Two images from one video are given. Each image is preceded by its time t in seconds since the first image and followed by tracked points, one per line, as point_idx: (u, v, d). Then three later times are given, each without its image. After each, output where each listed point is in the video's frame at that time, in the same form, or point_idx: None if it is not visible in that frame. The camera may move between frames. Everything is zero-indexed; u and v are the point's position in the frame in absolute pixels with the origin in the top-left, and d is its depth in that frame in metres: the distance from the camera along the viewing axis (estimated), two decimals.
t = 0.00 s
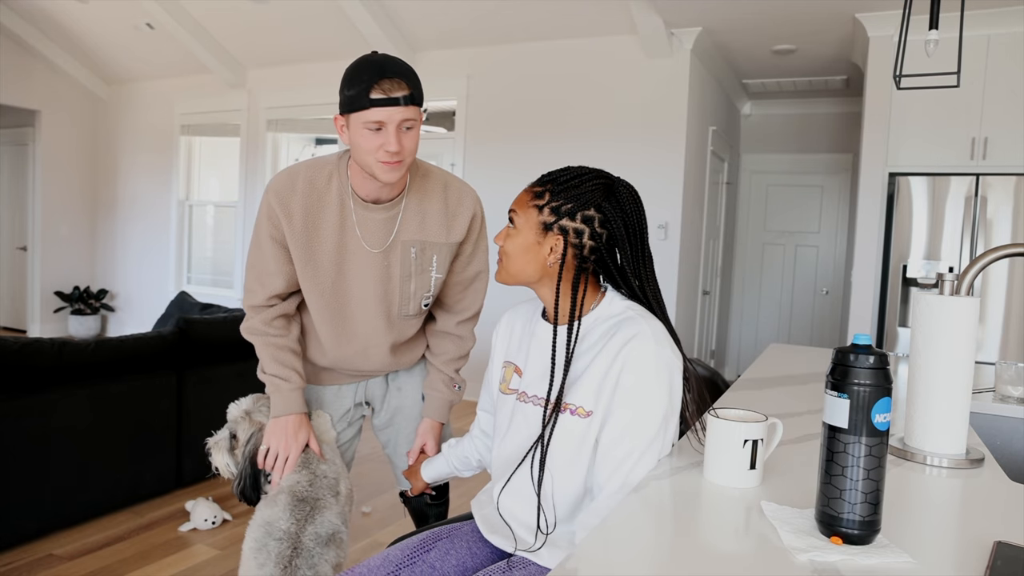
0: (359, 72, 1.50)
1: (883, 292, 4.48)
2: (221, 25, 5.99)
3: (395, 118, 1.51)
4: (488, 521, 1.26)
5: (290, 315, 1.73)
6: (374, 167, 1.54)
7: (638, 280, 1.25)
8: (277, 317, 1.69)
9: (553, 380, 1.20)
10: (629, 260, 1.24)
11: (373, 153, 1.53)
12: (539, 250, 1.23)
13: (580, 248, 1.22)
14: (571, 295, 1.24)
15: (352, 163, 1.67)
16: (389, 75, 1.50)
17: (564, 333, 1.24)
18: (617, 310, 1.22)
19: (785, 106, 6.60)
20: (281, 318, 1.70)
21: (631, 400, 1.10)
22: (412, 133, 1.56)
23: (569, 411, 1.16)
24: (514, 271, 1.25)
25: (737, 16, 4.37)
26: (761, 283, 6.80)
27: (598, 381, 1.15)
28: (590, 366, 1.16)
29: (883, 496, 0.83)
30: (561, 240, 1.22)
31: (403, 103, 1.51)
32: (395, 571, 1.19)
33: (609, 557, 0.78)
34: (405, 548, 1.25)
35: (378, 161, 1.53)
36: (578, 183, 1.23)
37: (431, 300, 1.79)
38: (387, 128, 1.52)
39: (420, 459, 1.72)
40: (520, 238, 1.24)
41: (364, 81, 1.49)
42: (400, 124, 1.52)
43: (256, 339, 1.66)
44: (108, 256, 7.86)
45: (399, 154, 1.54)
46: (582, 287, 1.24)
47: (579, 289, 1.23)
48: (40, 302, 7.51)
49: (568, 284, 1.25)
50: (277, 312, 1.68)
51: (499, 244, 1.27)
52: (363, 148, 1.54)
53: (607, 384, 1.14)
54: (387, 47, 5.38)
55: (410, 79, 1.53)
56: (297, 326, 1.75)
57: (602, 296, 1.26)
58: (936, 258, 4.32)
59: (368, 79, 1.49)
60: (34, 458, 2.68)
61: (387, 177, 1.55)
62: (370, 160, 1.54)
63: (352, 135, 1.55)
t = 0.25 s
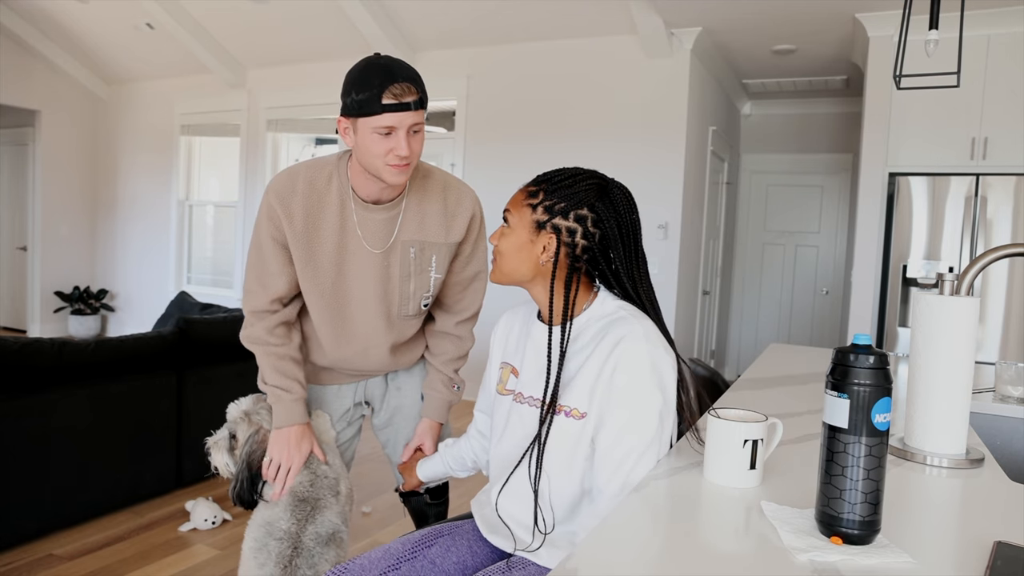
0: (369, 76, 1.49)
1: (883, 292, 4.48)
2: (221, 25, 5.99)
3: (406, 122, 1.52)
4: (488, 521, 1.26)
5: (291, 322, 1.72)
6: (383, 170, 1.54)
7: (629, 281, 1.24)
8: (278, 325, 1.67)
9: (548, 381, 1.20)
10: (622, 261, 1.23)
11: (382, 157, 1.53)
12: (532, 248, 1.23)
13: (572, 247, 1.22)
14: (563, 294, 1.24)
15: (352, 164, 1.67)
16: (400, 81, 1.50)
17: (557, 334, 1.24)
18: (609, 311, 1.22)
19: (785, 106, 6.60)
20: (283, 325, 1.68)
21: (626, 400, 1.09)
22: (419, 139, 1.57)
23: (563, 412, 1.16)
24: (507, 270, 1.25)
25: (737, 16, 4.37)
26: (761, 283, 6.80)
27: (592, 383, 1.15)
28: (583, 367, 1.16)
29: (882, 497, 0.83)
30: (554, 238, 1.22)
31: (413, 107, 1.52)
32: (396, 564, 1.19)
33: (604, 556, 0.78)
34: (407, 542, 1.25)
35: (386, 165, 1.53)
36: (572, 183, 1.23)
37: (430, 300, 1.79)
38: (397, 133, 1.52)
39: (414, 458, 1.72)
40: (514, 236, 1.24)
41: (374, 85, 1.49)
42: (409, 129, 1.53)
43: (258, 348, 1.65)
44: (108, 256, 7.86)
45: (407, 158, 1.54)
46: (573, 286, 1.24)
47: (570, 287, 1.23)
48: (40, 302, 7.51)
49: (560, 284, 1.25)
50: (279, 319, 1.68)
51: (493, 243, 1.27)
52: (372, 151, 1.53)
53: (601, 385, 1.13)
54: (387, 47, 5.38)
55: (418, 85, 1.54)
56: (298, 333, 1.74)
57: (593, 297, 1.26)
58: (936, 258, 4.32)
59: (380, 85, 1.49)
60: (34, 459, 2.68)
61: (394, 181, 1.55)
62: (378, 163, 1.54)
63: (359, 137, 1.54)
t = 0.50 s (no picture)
0: (370, 78, 1.49)
1: (883, 292, 4.48)
2: (221, 25, 5.99)
3: (405, 127, 1.51)
4: (488, 521, 1.26)
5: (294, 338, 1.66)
6: (381, 174, 1.54)
7: (623, 279, 1.24)
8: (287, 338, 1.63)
9: (542, 381, 1.20)
10: (616, 260, 1.24)
11: (382, 161, 1.53)
12: (527, 246, 1.23)
13: (567, 245, 1.22)
14: (556, 293, 1.24)
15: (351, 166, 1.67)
16: (400, 85, 1.49)
17: (551, 335, 1.24)
18: (604, 310, 1.22)
19: (785, 106, 6.60)
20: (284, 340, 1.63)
21: (622, 400, 1.08)
22: (418, 142, 1.57)
23: (559, 414, 1.16)
24: (502, 269, 1.25)
25: (737, 16, 4.37)
26: (761, 283, 6.80)
27: (586, 385, 1.15)
28: (578, 368, 1.16)
29: (883, 496, 0.83)
30: (548, 236, 1.22)
31: (413, 112, 1.52)
32: (395, 567, 1.19)
33: (603, 556, 0.78)
34: (406, 545, 1.25)
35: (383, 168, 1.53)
36: (566, 182, 1.23)
37: (428, 300, 1.79)
38: (397, 137, 1.52)
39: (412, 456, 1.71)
40: (510, 235, 1.24)
41: (375, 89, 1.48)
42: (409, 133, 1.53)
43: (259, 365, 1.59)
44: (108, 256, 7.86)
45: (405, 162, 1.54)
46: (567, 285, 1.24)
47: (563, 286, 1.23)
48: (40, 302, 7.51)
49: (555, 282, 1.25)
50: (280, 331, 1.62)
51: (489, 243, 1.28)
52: (371, 155, 1.53)
53: (595, 387, 1.13)
54: (387, 47, 5.38)
55: (419, 90, 1.54)
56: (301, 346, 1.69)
57: (588, 296, 1.26)
58: (936, 258, 4.32)
59: (379, 88, 1.48)
60: (34, 458, 2.68)
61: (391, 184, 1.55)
62: (377, 167, 1.54)
63: (359, 140, 1.54)
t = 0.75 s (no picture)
0: (374, 90, 1.48)
1: (883, 292, 4.47)
2: (221, 25, 5.99)
3: (407, 140, 1.51)
4: (487, 521, 1.26)
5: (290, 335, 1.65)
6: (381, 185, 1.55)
7: (622, 279, 1.24)
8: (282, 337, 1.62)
9: (541, 382, 1.20)
10: (615, 260, 1.23)
11: (382, 172, 1.54)
12: (525, 246, 1.24)
13: (564, 245, 1.22)
14: (555, 292, 1.24)
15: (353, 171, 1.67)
16: (404, 100, 1.48)
17: (551, 334, 1.24)
18: (603, 310, 1.22)
19: (785, 106, 6.60)
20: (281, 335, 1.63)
21: (620, 401, 1.08)
22: (420, 155, 1.56)
23: (558, 415, 1.16)
24: (501, 270, 1.26)
25: (737, 16, 4.37)
26: (761, 283, 6.79)
27: (585, 385, 1.15)
28: (576, 369, 1.16)
29: (883, 496, 0.83)
30: (546, 236, 1.22)
31: (415, 126, 1.50)
32: (395, 570, 1.19)
33: (602, 556, 0.78)
34: (406, 547, 1.25)
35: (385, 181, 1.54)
36: (563, 181, 1.23)
37: (428, 304, 1.80)
38: (398, 151, 1.51)
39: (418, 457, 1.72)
40: (508, 238, 1.25)
41: (379, 102, 1.47)
42: (410, 146, 1.52)
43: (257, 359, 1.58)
44: (108, 256, 7.86)
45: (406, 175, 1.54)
46: (565, 284, 1.24)
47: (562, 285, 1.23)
48: (40, 302, 7.50)
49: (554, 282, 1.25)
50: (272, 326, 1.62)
51: (488, 243, 1.28)
52: (371, 165, 1.53)
53: (594, 387, 1.13)
54: (388, 47, 5.38)
55: (423, 103, 1.52)
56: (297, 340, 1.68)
57: (587, 295, 1.26)
58: (936, 258, 4.32)
59: (383, 102, 1.47)
60: (34, 458, 2.68)
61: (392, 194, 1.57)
62: (379, 177, 1.55)
63: (360, 150, 1.54)
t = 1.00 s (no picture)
0: (379, 94, 1.49)
1: (883, 292, 4.47)
2: (221, 25, 5.99)
3: (409, 144, 1.51)
4: (488, 521, 1.26)
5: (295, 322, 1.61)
6: (381, 186, 1.56)
7: (622, 280, 1.24)
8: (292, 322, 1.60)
9: (541, 382, 1.20)
10: (615, 260, 1.23)
11: (383, 175, 1.54)
12: (526, 246, 1.24)
13: (565, 244, 1.22)
14: (555, 292, 1.24)
15: (358, 171, 1.68)
16: (408, 104, 1.49)
17: (551, 334, 1.24)
18: (602, 310, 1.22)
19: (785, 106, 6.60)
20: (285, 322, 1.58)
21: (620, 400, 1.08)
22: (422, 158, 1.57)
23: (558, 415, 1.16)
24: (501, 270, 1.25)
25: (737, 16, 4.37)
26: (761, 283, 6.80)
27: (585, 385, 1.15)
28: (576, 368, 1.16)
29: (883, 496, 0.83)
30: (547, 236, 1.22)
31: (419, 131, 1.51)
32: (395, 572, 1.19)
33: (602, 557, 0.78)
34: (406, 548, 1.25)
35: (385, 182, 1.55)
36: (564, 181, 1.23)
37: (429, 305, 1.79)
38: (399, 153, 1.52)
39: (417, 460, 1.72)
40: (509, 236, 1.25)
41: (383, 105, 1.48)
42: (412, 150, 1.52)
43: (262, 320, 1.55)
44: (108, 256, 7.86)
45: (406, 179, 1.55)
46: (566, 284, 1.24)
47: (563, 284, 1.23)
48: (40, 302, 7.50)
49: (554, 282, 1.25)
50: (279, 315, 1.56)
51: (488, 243, 1.28)
52: (373, 167, 1.54)
53: (594, 387, 1.13)
54: (388, 47, 5.38)
55: (429, 108, 1.53)
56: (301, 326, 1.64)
57: (586, 295, 1.26)
58: (936, 258, 4.32)
59: (387, 104, 1.48)
60: (34, 459, 2.68)
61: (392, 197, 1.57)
62: (380, 179, 1.56)
63: (363, 152, 1.55)
